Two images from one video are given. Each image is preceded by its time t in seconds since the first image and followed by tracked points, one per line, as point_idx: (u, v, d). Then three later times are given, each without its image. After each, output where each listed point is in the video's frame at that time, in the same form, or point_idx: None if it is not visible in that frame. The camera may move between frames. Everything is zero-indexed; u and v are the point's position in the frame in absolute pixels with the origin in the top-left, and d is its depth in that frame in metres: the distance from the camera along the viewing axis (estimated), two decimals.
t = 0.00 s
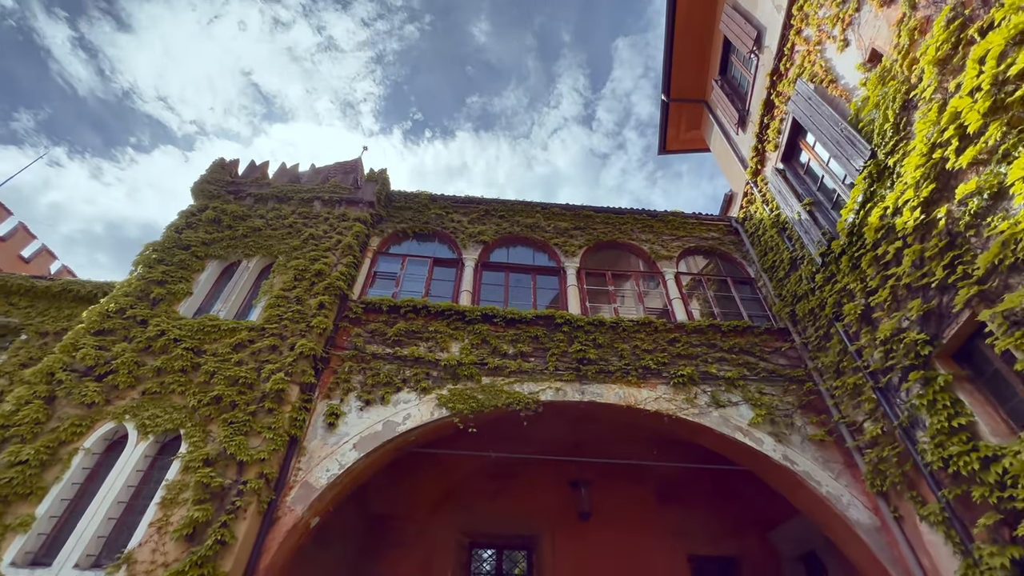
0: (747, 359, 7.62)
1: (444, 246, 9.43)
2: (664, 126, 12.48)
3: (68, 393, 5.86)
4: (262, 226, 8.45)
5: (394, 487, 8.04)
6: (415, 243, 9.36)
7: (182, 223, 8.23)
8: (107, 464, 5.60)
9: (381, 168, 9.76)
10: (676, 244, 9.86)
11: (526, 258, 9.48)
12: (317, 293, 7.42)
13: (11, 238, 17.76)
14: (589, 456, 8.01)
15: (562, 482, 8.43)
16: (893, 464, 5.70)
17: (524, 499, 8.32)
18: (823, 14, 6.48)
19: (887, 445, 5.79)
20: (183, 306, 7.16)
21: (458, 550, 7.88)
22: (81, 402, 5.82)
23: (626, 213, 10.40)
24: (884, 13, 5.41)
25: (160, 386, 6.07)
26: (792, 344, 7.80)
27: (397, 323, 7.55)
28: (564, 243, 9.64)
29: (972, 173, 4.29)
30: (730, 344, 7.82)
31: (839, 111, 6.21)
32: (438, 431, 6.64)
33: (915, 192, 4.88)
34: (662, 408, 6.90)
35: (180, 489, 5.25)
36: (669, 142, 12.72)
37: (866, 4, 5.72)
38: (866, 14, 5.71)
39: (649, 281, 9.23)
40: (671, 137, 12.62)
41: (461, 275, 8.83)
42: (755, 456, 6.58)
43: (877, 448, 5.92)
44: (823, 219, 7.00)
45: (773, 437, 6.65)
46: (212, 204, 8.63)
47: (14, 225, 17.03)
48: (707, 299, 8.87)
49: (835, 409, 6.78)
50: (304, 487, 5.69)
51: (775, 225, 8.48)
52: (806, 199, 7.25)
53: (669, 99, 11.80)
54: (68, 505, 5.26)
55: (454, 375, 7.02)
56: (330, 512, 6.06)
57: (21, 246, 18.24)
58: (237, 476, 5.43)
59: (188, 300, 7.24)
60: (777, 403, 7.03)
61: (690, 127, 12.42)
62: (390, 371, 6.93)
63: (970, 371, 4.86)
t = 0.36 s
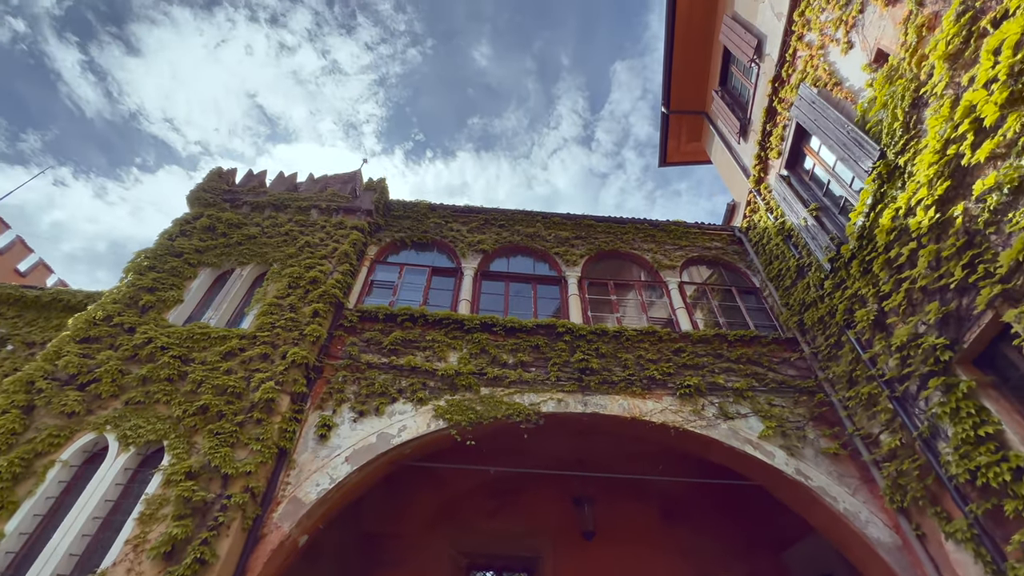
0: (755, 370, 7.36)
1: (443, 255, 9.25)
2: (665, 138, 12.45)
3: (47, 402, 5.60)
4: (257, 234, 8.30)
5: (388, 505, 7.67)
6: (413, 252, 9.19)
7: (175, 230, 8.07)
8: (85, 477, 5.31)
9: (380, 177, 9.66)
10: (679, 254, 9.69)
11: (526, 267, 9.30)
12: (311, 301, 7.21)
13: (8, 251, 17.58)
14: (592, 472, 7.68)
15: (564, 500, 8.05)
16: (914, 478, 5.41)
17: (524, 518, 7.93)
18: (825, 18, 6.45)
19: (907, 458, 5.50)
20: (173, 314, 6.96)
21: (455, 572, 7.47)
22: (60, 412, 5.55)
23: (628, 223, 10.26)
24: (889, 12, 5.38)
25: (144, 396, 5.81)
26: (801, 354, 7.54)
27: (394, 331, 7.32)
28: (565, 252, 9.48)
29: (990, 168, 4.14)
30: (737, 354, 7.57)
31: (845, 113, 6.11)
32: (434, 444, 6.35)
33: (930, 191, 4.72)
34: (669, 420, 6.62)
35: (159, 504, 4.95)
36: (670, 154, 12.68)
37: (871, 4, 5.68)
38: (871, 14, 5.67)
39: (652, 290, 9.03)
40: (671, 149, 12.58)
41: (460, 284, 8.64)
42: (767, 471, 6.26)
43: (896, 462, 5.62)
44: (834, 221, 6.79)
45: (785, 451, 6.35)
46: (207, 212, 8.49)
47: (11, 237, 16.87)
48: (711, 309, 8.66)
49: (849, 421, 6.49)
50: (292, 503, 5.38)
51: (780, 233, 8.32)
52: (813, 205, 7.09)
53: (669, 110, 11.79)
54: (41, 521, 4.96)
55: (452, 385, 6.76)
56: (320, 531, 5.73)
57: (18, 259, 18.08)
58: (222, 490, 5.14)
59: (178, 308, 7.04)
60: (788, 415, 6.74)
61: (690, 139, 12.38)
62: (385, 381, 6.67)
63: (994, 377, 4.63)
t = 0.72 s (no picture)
0: (763, 380, 7.10)
1: (441, 264, 9.08)
2: (665, 150, 12.43)
3: (22, 410, 5.33)
4: (251, 241, 8.15)
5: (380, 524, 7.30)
6: (410, 261, 9.02)
7: (168, 237, 7.92)
8: (58, 490, 5.02)
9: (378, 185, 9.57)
10: (681, 263, 9.52)
11: (526, 276, 9.12)
12: (304, 308, 7.01)
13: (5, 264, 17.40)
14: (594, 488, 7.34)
15: (565, 518, 7.68)
16: (935, 491, 5.11)
17: (523, 537, 7.55)
18: (825, 21, 6.45)
19: (927, 470, 5.22)
20: (160, 321, 6.76)
21: None
22: (36, 420, 5.28)
23: (629, 232, 10.12)
24: (892, 11, 5.34)
25: (125, 404, 5.55)
26: (810, 364, 7.29)
27: (388, 340, 7.09)
28: (565, 261, 9.31)
29: (1006, 159, 4.00)
30: (744, 363, 7.32)
31: (849, 113, 6.03)
32: (429, 456, 6.05)
33: (942, 186, 4.59)
34: (675, 432, 6.33)
35: (135, 518, 4.65)
36: (670, 166, 12.63)
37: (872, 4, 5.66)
38: (873, 14, 5.64)
39: (654, 299, 8.84)
40: (671, 161, 12.54)
41: (458, 293, 8.45)
42: (779, 485, 5.95)
43: (915, 474, 5.32)
44: (840, 226, 6.65)
45: (797, 463, 6.05)
46: (201, 219, 8.35)
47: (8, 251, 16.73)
48: (715, 318, 8.44)
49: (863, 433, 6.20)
50: (277, 517, 5.07)
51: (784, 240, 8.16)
52: (818, 209, 6.95)
53: (669, 122, 11.78)
54: (7, 537, 4.67)
55: (448, 394, 6.50)
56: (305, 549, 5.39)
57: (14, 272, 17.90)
58: (203, 503, 4.85)
59: (166, 315, 6.84)
60: (799, 426, 6.45)
61: (690, 151, 12.34)
62: (379, 390, 6.41)
63: (1019, 380, 4.40)
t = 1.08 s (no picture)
0: (771, 389, 6.85)
1: (438, 272, 8.92)
2: (665, 162, 12.39)
3: None
4: (245, 247, 8.01)
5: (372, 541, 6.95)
6: (408, 269, 8.85)
7: (160, 243, 7.78)
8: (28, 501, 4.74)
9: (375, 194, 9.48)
10: (683, 272, 9.35)
11: (525, 284, 8.95)
12: (297, 313, 6.82)
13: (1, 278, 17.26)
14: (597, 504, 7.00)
15: (567, 536, 7.32)
16: (958, 503, 4.83)
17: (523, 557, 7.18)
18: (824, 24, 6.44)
19: (948, 481, 4.94)
20: (149, 326, 6.57)
21: None
22: (10, 428, 5.03)
23: (630, 241, 9.99)
24: (893, 9, 5.32)
25: (106, 411, 5.30)
26: (819, 373, 7.04)
27: (383, 347, 6.88)
28: (565, 269, 9.15)
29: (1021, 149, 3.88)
30: (750, 371, 7.08)
31: (853, 113, 5.95)
32: (424, 468, 5.77)
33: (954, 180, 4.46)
34: (680, 442, 6.05)
35: (108, 532, 4.37)
36: (670, 178, 12.58)
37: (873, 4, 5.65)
38: (873, 13, 5.63)
39: (656, 308, 8.64)
40: (671, 173, 12.49)
41: (456, 300, 8.26)
42: (791, 498, 5.65)
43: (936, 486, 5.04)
44: (846, 231, 6.48)
45: (810, 476, 5.76)
46: (195, 225, 8.23)
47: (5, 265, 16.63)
48: (719, 327, 8.23)
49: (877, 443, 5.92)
50: (261, 532, 4.79)
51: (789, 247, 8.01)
52: (823, 213, 6.82)
53: (668, 134, 11.77)
54: None
55: (444, 403, 6.25)
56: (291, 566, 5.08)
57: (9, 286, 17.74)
58: (182, 516, 4.57)
59: (154, 321, 6.65)
60: (810, 437, 6.18)
61: (690, 163, 12.30)
62: (372, 398, 6.17)
63: None
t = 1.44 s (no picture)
0: (779, 398, 6.60)
1: (437, 280, 8.76)
2: (665, 174, 12.35)
3: None
4: (240, 254, 7.88)
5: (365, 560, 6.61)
6: (405, 277, 8.70)
7: (154, 249, 7.65)
8: None
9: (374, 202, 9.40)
10: (686, 281, 9.19)
11: (525, 293, 8.78)
12: (290, 320, 6.63)
13: None
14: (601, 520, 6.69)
15: (569, 555, 6.97)
16: (984, 515, 4.55)
17: None
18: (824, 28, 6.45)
19: (972, 491, 4.67)
20: (136, 332, 6.40)
21: None
22: None
23: (631, 250, 9.86)
24: (895, 8, 5.32)
25: (86, 418, 5.08)
26: (829, 382, 6.79)
27: (378, 355, 6.67)
28: (565, 278, 9.00)
29: None
30: (758, 380, 6.84)
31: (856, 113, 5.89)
32: (419, 480, 5.50)
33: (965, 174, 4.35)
34: (687, 453, 5.79)
35: (80, 545, 4.11)
36: (670, 189, 12.52)
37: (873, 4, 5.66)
38: (874, 13, 5.63)
39: (658, 317, 8.46)
40: (671, 185, 12.44)
41: (454, 308, 8.08)
42: (804, 512, 5.37)
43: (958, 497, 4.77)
44: (851, 234, 6.31)
45: (824, 488, 5.48)
46: (190, 232, 8.12)
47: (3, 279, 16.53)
48: (724, 336, 8.03)
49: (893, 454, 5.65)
50: (244, 546, 4.52)
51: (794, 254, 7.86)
52: (827, 217, 6.68)
53: (668, 145, 11.75)
54: None
55: (440, 411, 6.02)
56: None
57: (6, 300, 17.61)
58: (160, 528, 4.31)
59: (142, 327, 6.48)
60: (823, 447, 5.91)
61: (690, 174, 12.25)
62: (365, 407, 5.93)
63: None
